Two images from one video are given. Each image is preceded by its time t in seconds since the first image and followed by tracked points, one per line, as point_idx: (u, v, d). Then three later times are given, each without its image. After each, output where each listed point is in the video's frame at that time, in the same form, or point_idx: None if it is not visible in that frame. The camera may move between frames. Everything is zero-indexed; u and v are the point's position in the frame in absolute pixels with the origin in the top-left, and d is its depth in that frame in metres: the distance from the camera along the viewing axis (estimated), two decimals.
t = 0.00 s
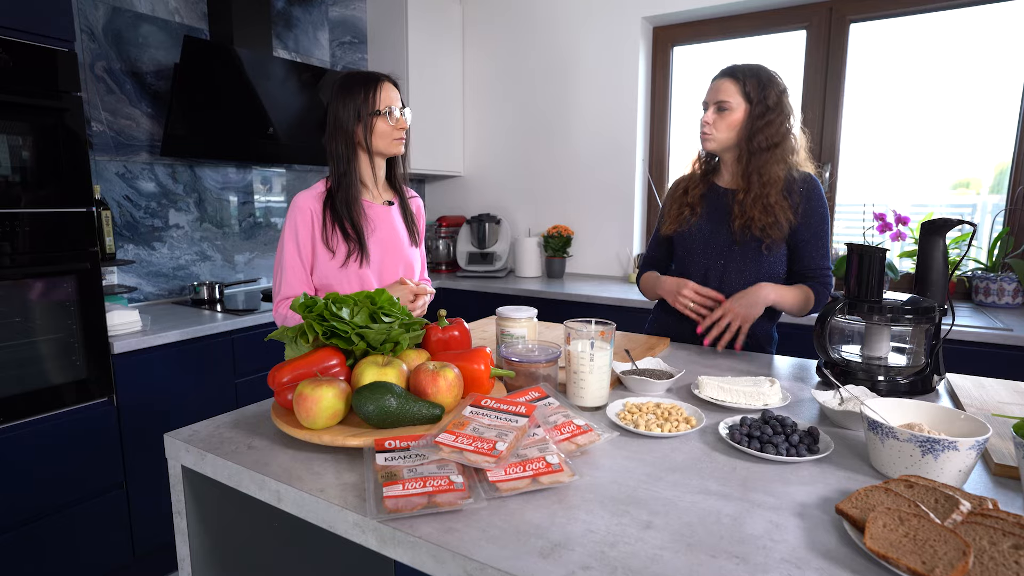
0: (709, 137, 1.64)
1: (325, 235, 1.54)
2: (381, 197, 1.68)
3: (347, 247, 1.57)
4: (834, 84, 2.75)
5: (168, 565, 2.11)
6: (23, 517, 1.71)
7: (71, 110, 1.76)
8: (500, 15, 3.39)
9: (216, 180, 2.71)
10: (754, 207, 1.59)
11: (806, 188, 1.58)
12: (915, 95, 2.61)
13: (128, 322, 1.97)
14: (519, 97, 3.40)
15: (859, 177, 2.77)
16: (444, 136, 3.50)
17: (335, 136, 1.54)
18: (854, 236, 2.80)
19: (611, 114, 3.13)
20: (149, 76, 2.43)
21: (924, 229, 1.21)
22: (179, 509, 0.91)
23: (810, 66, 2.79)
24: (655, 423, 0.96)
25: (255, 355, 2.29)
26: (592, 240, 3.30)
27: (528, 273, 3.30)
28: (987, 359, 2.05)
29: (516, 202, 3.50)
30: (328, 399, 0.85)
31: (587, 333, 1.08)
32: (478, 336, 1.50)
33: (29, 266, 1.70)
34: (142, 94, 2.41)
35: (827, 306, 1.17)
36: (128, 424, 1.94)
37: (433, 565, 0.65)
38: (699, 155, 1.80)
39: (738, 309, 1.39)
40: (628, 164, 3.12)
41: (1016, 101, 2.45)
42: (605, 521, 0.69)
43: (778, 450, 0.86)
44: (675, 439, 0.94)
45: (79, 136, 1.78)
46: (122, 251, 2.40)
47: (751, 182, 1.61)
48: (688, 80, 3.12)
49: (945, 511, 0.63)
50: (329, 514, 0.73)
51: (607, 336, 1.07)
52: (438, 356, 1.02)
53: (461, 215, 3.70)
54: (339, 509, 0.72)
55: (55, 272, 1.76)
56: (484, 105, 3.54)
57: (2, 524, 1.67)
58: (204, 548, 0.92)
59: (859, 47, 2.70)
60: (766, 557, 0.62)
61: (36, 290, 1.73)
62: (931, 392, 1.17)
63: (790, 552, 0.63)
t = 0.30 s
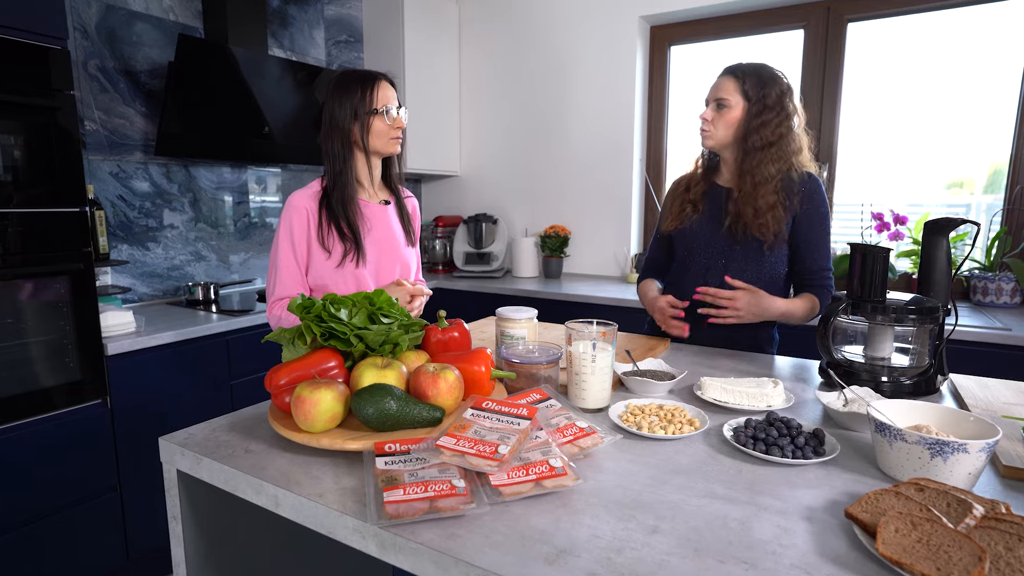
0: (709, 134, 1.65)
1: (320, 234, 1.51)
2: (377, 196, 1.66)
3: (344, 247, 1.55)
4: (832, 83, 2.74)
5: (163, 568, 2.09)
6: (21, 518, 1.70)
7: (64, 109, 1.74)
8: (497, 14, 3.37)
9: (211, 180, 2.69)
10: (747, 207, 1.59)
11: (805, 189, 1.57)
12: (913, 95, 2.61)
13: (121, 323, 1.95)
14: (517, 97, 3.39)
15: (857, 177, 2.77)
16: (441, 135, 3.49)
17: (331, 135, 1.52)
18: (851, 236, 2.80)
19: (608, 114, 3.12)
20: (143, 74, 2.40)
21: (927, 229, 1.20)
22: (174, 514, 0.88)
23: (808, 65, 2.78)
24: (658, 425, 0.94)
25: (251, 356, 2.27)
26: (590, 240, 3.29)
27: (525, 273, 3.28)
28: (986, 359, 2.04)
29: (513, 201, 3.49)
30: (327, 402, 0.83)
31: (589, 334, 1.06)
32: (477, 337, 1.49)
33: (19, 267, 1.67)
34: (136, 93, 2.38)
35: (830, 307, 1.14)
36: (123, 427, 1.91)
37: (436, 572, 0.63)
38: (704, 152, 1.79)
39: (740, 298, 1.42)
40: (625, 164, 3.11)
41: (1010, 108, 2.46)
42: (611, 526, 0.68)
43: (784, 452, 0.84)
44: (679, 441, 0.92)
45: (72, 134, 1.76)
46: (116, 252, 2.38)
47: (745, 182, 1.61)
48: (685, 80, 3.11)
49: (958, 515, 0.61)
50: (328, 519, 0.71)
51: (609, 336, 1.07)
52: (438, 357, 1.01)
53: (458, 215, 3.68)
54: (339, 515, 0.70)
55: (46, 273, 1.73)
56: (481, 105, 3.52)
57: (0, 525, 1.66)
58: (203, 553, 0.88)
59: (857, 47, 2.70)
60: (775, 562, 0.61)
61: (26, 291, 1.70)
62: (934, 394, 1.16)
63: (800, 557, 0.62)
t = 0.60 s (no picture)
0: (713, 134, 1.64)
1: (317, 233, 1.50)
2: (374, 194, 1.65)
3: (341, 246, 1.53)
4: (830, 82, 2.74)
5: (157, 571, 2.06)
6: (21, 518, 1.69)
7: (55, 106, 1.71)
8: (493, 13, 3.35)
9: (205, 179, 2.66)
10: (751, 206, 1.57)
11: (809, 188, 1.55)
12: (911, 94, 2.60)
13: (115, 324, 1.93)
14: (514, 96, 3.37)
15: (854, 177, 2.76)
16: (437, 134, 3.46)
17: (327, 133, 1.50)
18: (848, 236, 2.79)
19: (605, 113, 3.11)
20: (136, 72, 2.37)
21: (930, 228, 1.19)
22: (167, 519, 0.86)
23: (805, 64, 2.77)
24: (661, 426, 0.93)
25: (246, 357, 2.24)
26: (587, 240, 3.27)
27: (522, 273, 3.27)
28: (985, 359, 2.04)
29: (510, 201, 3.47)
30: (324, 404, 0.81)
31: (589, 334, 1.05)
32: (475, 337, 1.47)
33: (9, 267, 1.64)
34: (129, 91, 2.36)
35: (833, 306, 1.13)
36: (117, 429, 1.89)
37: None
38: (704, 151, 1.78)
39: (748, 313, 1.37)
40: (623, 163, 3.10)
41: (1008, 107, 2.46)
42: (616, 531, 0.66)
43: (789, 454, 0.83)
44: (683, 444, 0.91)
45: (64, 133, 1.73)
46: (109, 252, 2.35)
47: (750, 181, 1.59)
48: (682, 80, 3.10)
49: (973, 521, 0.60)
50: (326, 525, 0.69)
51: (609, 337, 1.06)
52: (437, 358, 0.99)
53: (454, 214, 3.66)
54: (337, 520, 0.68)
55: (37, 273, 1.70)
56: (478, 104, 3.51)
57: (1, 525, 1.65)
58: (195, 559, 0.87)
59: (854, 46, 2.69)
60: (785, 568, 0.60)
61: (16, 292, 1.67)
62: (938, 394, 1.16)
63: (810, 563, 0.60)
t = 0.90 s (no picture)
0: (715, 132, 1.62)
1: (319, 233, 1.47)
2: (375, 192, 1.63)
3: (343, 245, 1.51)
4: (829, 82, 2.73)
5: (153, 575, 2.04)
6: (17, 521, 1.66)
7: (50, 103, 1.69)
8: (491, 11, 3.34)
9: (201, 178, 2.64)
10: (756, 205, 1.56)
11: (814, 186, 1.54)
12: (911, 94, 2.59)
13: (110, 324, 1.90)
14: (512, 95, 3.35)
15: (853, 178, 2.75)
16: (435, 133, 3.45)
17: (328, 130, 1.47)
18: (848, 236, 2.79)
19: (604, 112, 3.09)
20: (132, 70, 2.35)
21: (937, 227, 1.19)
22: (164, 523, 0.86)
23: (805, 63, 2.76)
24: (668, 428, 0.91)
25: (243, 358, 2.22)
26: (586, 239, 3.26)
27: (521, 273, 3.25)
28: (987, 358, 2.03)
29: (509, 200, 3.46)
30: (325, 406, 0.79)
31: (594, 334, 1.03)
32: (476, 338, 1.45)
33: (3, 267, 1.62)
34: (125, 89, 2.33)
35: (841, 306, 1.12)
36: (112, 431, 1.86)
37: None
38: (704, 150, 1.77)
39: (756, 317, 1.35)
40: (622, 162, 3.09)
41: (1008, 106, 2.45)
42: (627, 535, 0.65)
43: (800, 456, 0.81)
44: (690, 445, 0.89)
45: (58, 131, 1.71)
46: (104, 251, 2.33)
47: (754, 180, 1.58)
48: (681, 79, 3.09)
49: (994, 526, 0.59)
50: (329, 531, 0.68)
51: (614, 337, 1.05)
52: (439, 358, 0.98)
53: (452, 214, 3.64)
54: (340, 526, 0.66)
55: (32, 273, 1.68)
56: (475, 104, 3.49)
57: None
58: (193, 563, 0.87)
59: (853, 45, 2.68)
60: (801, 573, 0.58)
61: (11, 292, 1.65)
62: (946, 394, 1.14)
63: (826, 568, 0.59)
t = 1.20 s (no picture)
0: (715, 130, 1.61)
1: (325, 233, 1.46)
2: (380, 192, 1.61)
3: (349, 246, 1.49)
4: (829, 81, 2.72)
5: None
6: (12, 525, 1.64)
7: (44, 101, 1.66)
8: (490, 11, 3.32)
9: (198, 177, 2.61)
10: (760, 198, 1.55)
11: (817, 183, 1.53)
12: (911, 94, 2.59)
13: (107, 325, 1.88)
14: (510, 95, 3.34)
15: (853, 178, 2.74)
16: (433, 133, 3.43)
17: (333, 130, 1.46)
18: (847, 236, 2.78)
19: (603, 111, 3.08)
20: (128, 68, 2.33)
21: (945, 226, 1.18)
22: (163, 530, 0.85)
23: (805, 63, 2.76)
24: (677, 431, 0.90)
25: (240, 359, 2.20)
26: (585, 239, 3.25)
27: (520, 273, 3.24)
28: (988, 358, 2.03)
29: (507, 200, 3.44)
30: (329, 409, 0.78)
31: (600, 335, 1.02)
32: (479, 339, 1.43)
33: None
34: (120, 88, 2.31)
35: (847, 306, 1.10)
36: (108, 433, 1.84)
37: None
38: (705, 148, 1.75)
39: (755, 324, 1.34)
40: (621, 162, 3.07)
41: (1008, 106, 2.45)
42: (640, 542, 0.63)
43: (811, 459, 0.80)
44: (700, 449, 0.88)
45: (53, 130, 1.68)
46: (100, 251, 2.30)
47: (757, 172, 1.57)
48: (680, 79, 3.08)
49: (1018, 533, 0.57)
50: (334, 538, 0.66)
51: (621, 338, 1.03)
52: (444, 360, 0.96)
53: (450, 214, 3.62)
54: (345, 533, 0.65)
55: (27, 274, 1.65)
56: (473, 104, 3.48)
57: None
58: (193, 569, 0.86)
59: (853, 45, 2.68)
60: None
61: (6, 293, 1.62)
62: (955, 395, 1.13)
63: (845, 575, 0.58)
